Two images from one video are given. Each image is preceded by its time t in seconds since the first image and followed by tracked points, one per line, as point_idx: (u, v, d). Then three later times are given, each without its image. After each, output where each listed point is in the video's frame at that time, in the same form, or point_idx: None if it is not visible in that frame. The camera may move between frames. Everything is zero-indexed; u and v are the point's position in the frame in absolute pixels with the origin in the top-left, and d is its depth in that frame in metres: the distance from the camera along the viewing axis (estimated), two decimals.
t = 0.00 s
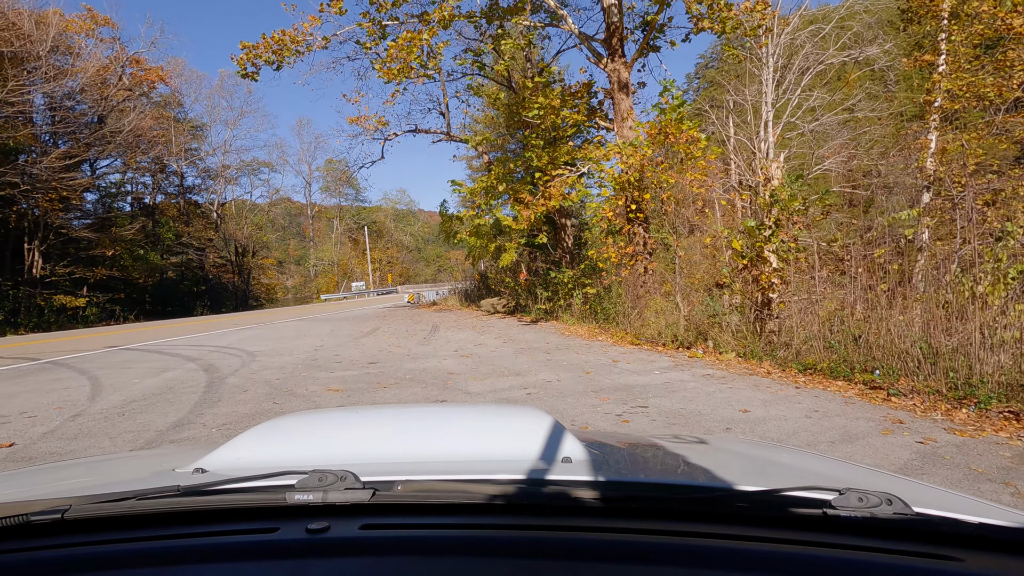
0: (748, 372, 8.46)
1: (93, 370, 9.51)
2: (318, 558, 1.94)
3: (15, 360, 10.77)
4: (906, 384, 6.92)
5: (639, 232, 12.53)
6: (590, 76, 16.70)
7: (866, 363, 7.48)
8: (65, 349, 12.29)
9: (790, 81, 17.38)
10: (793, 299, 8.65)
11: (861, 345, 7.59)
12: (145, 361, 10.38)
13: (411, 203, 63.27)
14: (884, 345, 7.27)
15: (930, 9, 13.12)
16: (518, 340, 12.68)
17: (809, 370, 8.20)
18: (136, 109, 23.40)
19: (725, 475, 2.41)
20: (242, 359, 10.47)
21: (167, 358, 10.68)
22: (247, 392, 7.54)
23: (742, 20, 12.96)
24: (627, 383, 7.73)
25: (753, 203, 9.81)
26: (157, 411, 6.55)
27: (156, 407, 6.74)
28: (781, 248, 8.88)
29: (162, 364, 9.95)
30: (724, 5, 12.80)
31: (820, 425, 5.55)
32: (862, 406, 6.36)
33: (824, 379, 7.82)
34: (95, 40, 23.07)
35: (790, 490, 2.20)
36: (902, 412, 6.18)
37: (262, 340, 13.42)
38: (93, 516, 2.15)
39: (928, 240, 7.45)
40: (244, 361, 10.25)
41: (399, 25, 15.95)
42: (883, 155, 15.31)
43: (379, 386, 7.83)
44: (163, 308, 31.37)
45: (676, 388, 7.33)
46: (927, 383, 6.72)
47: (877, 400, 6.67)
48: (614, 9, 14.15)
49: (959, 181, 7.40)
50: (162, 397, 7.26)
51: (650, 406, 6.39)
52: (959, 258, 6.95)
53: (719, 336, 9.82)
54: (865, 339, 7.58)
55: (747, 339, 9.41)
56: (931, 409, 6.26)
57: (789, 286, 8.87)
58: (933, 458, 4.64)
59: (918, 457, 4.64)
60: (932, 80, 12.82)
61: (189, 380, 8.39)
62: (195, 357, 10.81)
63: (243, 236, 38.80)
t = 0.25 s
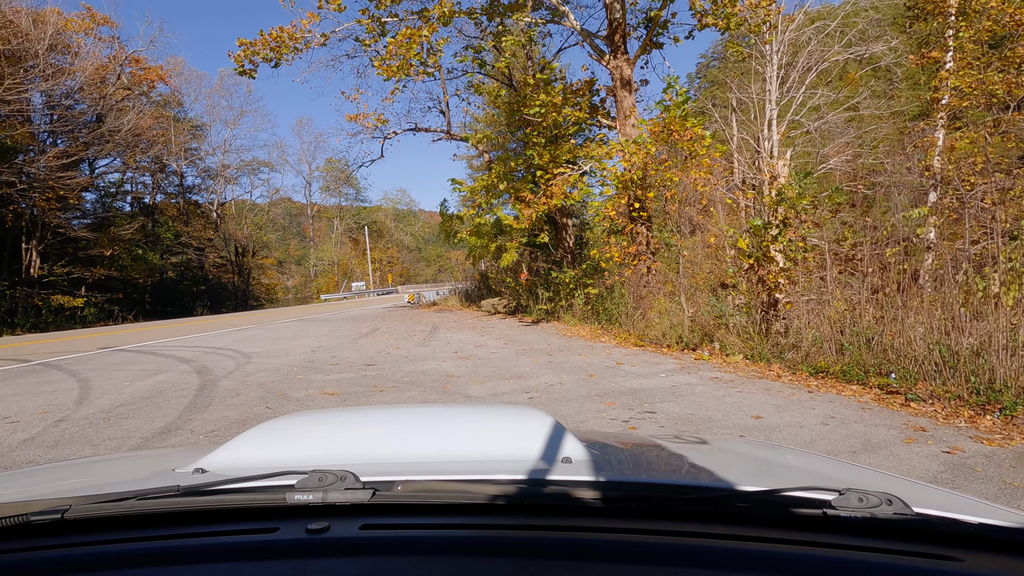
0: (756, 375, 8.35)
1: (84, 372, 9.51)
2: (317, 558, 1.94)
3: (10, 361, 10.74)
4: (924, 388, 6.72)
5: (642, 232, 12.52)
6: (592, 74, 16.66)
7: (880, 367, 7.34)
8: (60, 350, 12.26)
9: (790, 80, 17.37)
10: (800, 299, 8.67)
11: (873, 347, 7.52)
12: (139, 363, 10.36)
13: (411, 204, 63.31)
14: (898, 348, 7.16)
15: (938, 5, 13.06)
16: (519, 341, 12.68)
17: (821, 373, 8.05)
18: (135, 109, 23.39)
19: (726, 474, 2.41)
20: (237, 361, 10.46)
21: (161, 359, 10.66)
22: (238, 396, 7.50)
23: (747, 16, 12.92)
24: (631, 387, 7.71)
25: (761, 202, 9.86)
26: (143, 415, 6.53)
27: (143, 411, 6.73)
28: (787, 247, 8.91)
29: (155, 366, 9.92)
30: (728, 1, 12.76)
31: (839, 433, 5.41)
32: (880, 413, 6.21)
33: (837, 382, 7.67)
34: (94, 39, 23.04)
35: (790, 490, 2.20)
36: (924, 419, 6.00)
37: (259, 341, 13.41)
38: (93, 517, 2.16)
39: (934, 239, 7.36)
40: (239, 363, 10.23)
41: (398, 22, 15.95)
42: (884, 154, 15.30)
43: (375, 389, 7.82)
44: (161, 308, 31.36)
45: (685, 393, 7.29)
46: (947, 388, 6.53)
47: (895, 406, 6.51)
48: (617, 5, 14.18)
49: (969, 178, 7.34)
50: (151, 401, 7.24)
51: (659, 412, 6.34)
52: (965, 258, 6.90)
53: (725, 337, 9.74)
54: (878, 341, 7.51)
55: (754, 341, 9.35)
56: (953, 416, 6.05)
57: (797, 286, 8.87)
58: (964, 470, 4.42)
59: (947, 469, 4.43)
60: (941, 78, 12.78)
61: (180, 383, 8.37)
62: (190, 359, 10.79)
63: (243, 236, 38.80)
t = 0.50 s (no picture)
0: (763, 377, 8.38)
1: (79, 373, 9.49)
2: (317, 557, 1.95)
3: (5, 362, 10.72)
4: (935, 392, 6.76)
5: (643, 231, 12.53)
6: (593, 72, 16.64)
7: (889, 369, 7.36)
8: (57, 350, 12.24)
9: (790, 80, 17.38)
10: (805, 298, 8.66)
11: (881, 348, 7.51)
12: (135, 364, 10.34)
13: (412, 204, 63.36)
14: (907, 350, 7.15)
15: (942, 3, 13.01)
16: (520, 342, 12.67)
17: (828, 375, 8.10)
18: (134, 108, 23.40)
19: (726, 475, 2.41)
20: (235, 363, 10.44)
21: (158, 360, 10.64)
22: (234, 399, 7.48)
23: (749, 14, 12.90)
24: (634, 390, 7.70)
25: (765, 202, 9.92)
26: (136, 419, 6.51)
27: (135, 414, 6.71)
28: (791, 246, 8.96)
29: (151, 367, 9.90)
30: None
31: (851, 439, 5.39)
32: (891, 418, 6.21)
33: (845, 385, 7.71)
34: (93, 38, 23.03)
35: (790, 490, 2.20)
36: (936, 423, 6.01)
37: (257, 342, 13.39)
38: (93, 517, 2.16)
39: (939, 239, 7.17)
40: (236, 364, 10.22)
41: (398, 20, 15.93)
42: (885, 154, 15.29)
43: (373, 391, 7.81)
44: (160, 308, 31.34)
45: (688, 396, 7.28)
46: (959, 391, 6.53)
47: (906, 409, 6.53)
48: (618, 3, 14.21)
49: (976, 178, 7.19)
50: (144, 404, 7.22)
51: (663, 416, 6.32)
52: (970, 259, 6.79)
53: (730, 338, 9.78)
54: (887, 342, 7.50)
55: (759, 341, 9.40)
56: (967, 419, 6.07)
57: (801, 286, 8.91)
58: (983, 478, 4.39)
59: (965, 477, 4.40)
60: (945, 76, 12.74)
61: (174, 385, 8.36)
62: (187, 360, 10.77)
63: (244, 236, 38.81)
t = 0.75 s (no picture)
0: (764, 377, 8.39)
1: (77, 373, 9.47)
2: (316, 557, 1.94)
3: (3, 362, 10.69)
4: (939, 392, 6.75)
5: (644, 231, 12.54)
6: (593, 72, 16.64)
7: (892, 369, 7.35)
8: (55, 351, 12.22)
9: (790, 80, 17.37)
10: (806, 298, 8.66)
11: (884, 348, 7.50)
12: (133, 364, 10.33)
13: (412, 204, 63.38)
14: (910, 350, 7.15)
15: (943, 2, 13.00)
16: (520, 342, 12.68)
17: (831, 376, 8.09)
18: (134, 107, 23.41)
19: (727, 475, 2.41)
20: (233, 363, 10.43)
21: (156, 360, 10.63)
22: (231, 399, 7.46)
23: (750, 14, 12.90)
24: (634, 390, 7.69)
25: (767, 202, 9.98)
26: (133, 420, 6.50)
27: (133, 415, 6.71)
28: (792, 246, 8.99)
29: (150, 368, 9.90)
30: None
31: (854, 440, 5.39)
32: (895, 419, 6.22)
33: (848, 386, 7.70)
34: (93, 38, 23.05)
35: (790, 490, 2.20)
36: (941, 425, 6.01)
37: (256, 341, 13.38)
38: (93, 516, 2.16)
39: (941, 240, 7.17)
40: (235, 365, 10.21)
41: (398, 19, 15.92)
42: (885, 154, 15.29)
43: (373, 392, 7.80)
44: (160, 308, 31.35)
45: (689, 397, 7.27)
46: (963, 391, 6.52)
47: (910, 411, 6.53)
48: (618, 3, 14.23)
49: (977, 178, 7.12)
50: (141, 405, 7.21)
51: (664, 416, 6.31)
52: (972, 258, 6.75)
53: (731, 338, 9.79)
54: (889, 342, 7.49)
55: (760, 342, 9.40)
56: (972, 421, 6.07)
57: (802, 285, 8.93)
58: (988, 480, 4.39)
59: (971, 479, 4.40)
60: (946, 76, 12.75)
61: (172, 386, 8.35)
62: (185, 360, 10.75)
63: (244, 236, 38.79)
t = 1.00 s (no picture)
0: (764, 377, 8.39)
1: (77, 373, 9.48)
2: (316, 556, 1.95)
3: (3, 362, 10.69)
4: (939, 393, 6.75)
5: (644, 231, 12.54)
6: (593, 72, 16.65)
7: (892, 369, 7.35)
8: (55, 351, 12.23)
9: (790, 80, 17.39)
10: (806, 298, 8.67)
11: (884, 348, 7.50)
12: (133, 364, 10.33)
13: (412, 204, 63.40)
14: (910, 350, 7.16)
15: (942, 3, 13.01)
16: (520, 342, 12.67)
17: (831, 376, 8.09)
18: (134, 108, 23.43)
19: (727, 475, 2.41)
20: (233, 363, 10.43)
21: (156, 361, 10.63)
22: (232, 400, 7.46)
23: (749, 14, 12.91)
24: (635, 390, 7.68)
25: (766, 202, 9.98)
26: (132, 420, 6.51)
27: (133, 415, 6.71)
28: (792, 246, 8.99)
29: (150, 368, 9.90)
30: None
31: (855, 440, 5.39)
32: (895, 419, 6.22)
33: (848, 386, 7.70)
34: (93, 38, 23.06)
35: (789, 489, 2.21)
36: (941, 425, 6.01)
37: (256, 341, 13.38)
38: (93, 515, 2.16)
39: (941, 240, 7.16)
40: (234, 365, 10.21)
41: (398, 19, 15.93)
42: (885, 154, 15.29)
43: (373, 392, 7.80)
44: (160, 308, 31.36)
45: (690, 397, 7.27)
46: (963, 391, 6.52)
47: (910, 411, 6.53)
48: (618, 3, 14.24)
49: (976, 178, 7.11)
50: (141, 405, 7.21)
51: (664, 416, 6.31)
52: (972, 258, 6.75)
53: (731, 338, 9.79)
54: (889, 342, 7.49)
55: (760, 342, 9.41)
56: (972, 421, 6.07)
57: (802, 285, 8.93)
58: (989, 481, 4.38)
59: (972, 479, 4.40)
60: (946, 76, 12.75)
61: (172, 386, 8.35)
62: (185, 360, 10.75)
63: (244, 236, 38.79)
